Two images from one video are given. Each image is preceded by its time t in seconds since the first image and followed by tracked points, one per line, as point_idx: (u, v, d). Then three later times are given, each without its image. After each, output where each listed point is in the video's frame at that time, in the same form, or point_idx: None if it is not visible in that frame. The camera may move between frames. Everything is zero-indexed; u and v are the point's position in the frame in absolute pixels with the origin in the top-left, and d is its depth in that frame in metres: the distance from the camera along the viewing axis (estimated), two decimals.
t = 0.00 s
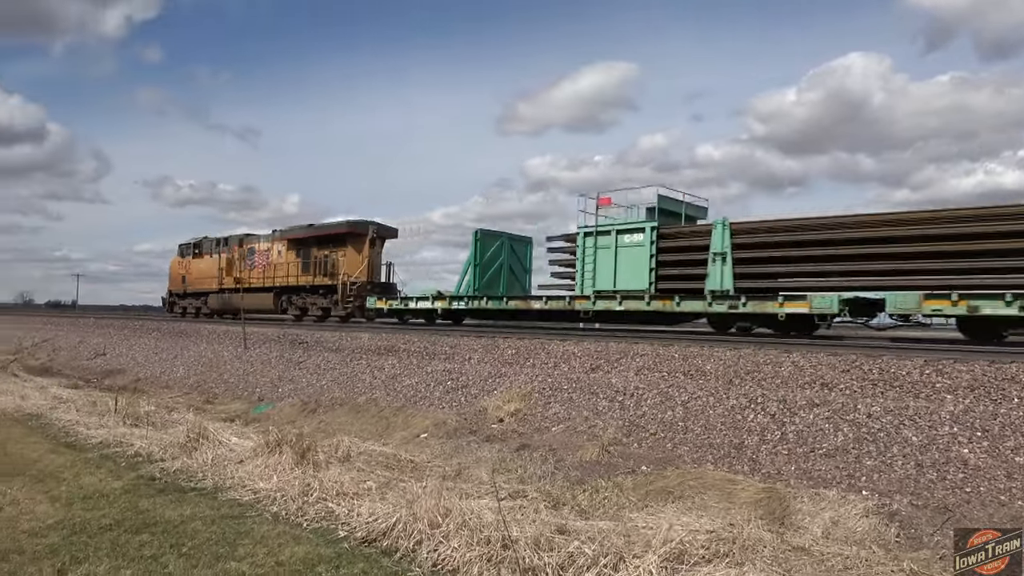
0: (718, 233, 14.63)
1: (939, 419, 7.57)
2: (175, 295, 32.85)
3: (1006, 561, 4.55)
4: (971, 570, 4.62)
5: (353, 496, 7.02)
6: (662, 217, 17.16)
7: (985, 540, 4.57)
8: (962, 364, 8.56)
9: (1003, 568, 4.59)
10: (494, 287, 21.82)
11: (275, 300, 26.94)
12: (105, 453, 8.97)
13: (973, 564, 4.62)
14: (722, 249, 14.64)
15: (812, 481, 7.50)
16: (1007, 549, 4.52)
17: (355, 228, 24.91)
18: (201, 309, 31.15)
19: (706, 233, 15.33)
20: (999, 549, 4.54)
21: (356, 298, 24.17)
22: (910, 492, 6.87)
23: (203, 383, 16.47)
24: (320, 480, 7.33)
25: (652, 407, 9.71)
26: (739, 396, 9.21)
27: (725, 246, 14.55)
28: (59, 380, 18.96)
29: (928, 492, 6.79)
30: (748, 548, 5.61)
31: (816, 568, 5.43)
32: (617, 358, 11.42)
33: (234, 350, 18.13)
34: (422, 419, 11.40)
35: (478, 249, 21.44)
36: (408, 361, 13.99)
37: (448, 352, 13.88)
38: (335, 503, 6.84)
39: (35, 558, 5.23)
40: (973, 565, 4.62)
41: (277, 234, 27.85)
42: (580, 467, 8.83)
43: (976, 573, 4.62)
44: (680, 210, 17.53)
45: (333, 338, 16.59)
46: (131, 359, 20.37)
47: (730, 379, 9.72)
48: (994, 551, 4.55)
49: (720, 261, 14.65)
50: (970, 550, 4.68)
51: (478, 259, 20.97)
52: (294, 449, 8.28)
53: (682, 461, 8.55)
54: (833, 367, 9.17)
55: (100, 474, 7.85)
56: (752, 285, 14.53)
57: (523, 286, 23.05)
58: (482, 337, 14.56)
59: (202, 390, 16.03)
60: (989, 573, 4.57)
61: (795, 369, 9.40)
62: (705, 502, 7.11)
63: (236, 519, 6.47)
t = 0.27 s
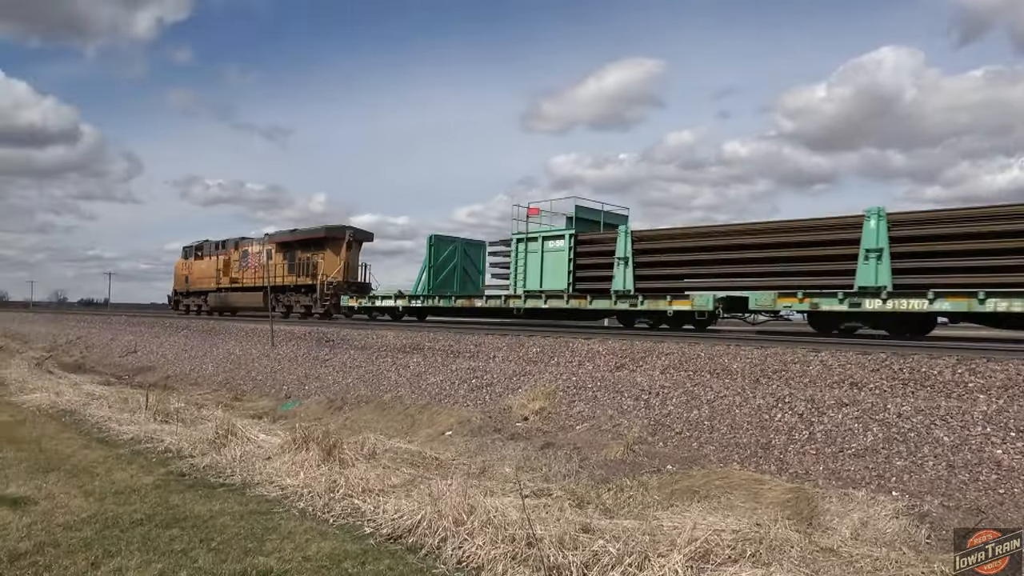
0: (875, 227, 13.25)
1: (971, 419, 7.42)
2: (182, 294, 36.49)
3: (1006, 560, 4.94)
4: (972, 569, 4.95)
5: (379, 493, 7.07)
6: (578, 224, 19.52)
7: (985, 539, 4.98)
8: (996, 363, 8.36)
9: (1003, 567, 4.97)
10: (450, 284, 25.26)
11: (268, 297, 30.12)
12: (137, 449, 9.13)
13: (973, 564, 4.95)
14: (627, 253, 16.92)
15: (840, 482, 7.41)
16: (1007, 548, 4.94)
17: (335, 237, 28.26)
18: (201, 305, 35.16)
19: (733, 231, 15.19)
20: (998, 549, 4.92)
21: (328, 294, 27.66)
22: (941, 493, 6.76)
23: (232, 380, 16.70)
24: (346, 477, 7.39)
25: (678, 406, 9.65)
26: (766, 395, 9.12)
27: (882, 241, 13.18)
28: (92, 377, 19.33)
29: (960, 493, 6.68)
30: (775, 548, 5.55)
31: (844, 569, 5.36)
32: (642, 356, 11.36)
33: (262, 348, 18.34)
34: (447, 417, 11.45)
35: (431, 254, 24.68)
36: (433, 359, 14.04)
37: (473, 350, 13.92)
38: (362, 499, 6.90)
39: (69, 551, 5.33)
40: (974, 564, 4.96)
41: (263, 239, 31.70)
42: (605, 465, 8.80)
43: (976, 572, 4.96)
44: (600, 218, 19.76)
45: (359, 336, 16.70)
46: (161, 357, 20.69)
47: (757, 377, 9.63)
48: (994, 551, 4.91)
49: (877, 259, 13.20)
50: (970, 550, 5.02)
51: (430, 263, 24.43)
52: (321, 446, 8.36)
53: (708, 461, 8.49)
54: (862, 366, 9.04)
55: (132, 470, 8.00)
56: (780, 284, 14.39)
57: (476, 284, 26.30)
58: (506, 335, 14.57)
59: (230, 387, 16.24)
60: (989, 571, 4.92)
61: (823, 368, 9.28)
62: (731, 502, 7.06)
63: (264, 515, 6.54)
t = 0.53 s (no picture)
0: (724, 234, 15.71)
1: (982, 417, 7.37)
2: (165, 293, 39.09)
3: (1005, 560, 4.49)
4: (971, 569, 4.54)
5: (386, 491, 7.07)
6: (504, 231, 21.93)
7: (985, 539, 4.47)
8: (1007, 361, 8.28)
9: (1002, 568, 4.53)
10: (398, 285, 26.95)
11: (240, 297, 32.15)
12: (145, 447, 9.17)
13: (973, 564, 4.53)
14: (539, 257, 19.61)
15: (850, 480, 7.38)
16: (1007, 548, 4.45)
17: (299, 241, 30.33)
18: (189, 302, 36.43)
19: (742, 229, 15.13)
20: (999, 549, 4.46)
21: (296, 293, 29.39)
22: (951, 491, 6.72)
23: (240, 378, 16.78)
24: (353, 475, 7.40)
25: (685, 404, 9.63)
26: (775, 393, 9.09)
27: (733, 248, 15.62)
28: (102, 375, 19.44)
29: (970, 492, 6.65)
30: (783, 547, 5.53)
31: (852, 568, 5.33)
32: (650, 354, 11.34)
33: (270, 346, 18.40)
34: (454, 415, 11.46)
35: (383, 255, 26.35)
36: (440, 357, 14.04)
37: (480, 348, 13.91)
38: (369, 497, 6.91)
39: (78, 549, 5.36)
40: (973, 564, 4.53)
41: (250, 242, 32.76)
42: (613, 464, 8.79)
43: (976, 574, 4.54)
44: (521, 225, 22.44)
45: (367, 334, 16.73)
46: (170, 355, 20.79)
47: (766, 375, 9.59)
48: (994, 551, 4.47)
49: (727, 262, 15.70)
50: (970, 549, 4.57)
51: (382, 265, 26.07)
52: (329, 444, 8.38)
53: (716, 459, 8.47)
54: (872, 364, 8.97)
55: (140, 468, 8.03)
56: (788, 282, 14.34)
57: (425, 284, 27.94)
58: (514, 333, 14.57)
59: (238, 385, 16.31)
60: (989, 572, 4.50)
61: (832, 366, 9.23)
62: (739, 500, 7.03)
63: (271, 513, 6.56)
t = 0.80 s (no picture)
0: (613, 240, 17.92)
1: (992, 415, 7.32)
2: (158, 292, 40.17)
3: (1005, 560, 4.35)
4: (971, 570, 4.36)
5: (393, 489, 7.08)
6: (440, 237, 24.94)
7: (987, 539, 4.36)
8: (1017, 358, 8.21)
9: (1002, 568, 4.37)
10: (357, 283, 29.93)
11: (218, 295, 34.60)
12: (154, 445, 9.21)
13: (973, 565, 4.35)
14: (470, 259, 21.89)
15: (858, 478, 7.35)
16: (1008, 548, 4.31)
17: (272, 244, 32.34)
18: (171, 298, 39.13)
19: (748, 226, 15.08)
20: (999, 549, 4.35)
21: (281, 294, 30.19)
22: (961, 489, 6.69)
23: (248, 376, 16.86)
24: (361, 473, 7.42)
25: (693, 402, 9.61)
26: (782, 391, 9.06)
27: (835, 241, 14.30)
28: (110, 374, 19.54)
29: (979, 490, 6.62)
30: (791, 545, 5.51)
31: (861, 566, 5.31)
32: (657, 352, 11.32)
33: (278, 345, 18.46)
34: (461, 413, 11.47)
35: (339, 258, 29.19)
36: (447, 355, 14.05)
37: (487, 346, 13.91)
38: (377, 495, 6.92)
39: (88, 547, 5.38)
40: (973, 565, 4.36)
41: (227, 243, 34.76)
42: (620, 461, 8.78)
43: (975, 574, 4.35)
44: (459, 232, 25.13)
45: (373, 333, 16.76)
46: (178, 354, 20.87)
47: (774, 372, 9.57)
48: (994, 551, 4.34)
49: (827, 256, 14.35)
50: (969, 549, 4.42)
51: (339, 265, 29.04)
52: (336, 442, 8.40)
53: (723, 457, 8.45)
54: (880, 362, 8.93)
55: (149, 466, 8.07)
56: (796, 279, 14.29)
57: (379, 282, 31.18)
58: (520, 331, 14.56)
59: (246, 383, 16.37)
60: (988, 572, 4.33)
61: (840, 364, 9.19)
62: (747, 498, 7.02)
63: (279, 510, 6.58)
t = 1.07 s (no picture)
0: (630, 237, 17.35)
1: (1005, 415, 7.26)
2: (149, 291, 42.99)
3: (1005, 561, 4.38)
4: (972, 569, 4.47)
5: (403, 487, 7.09)
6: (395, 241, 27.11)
7: (985, 540, 4.39)
8: None
9: (1002, 570, 4.41)
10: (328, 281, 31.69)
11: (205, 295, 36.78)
12: (165, 443, 9.27)
13: (973, 565, 4.45)
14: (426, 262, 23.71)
15: (869, 478, 7.31)
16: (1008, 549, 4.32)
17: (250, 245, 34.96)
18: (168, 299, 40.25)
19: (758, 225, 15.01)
20: (999, 549, 4.37)
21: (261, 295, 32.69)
22: (973, 490, 6.64)
23: (258, 375, 16.92)
24: (371, 471, 7.44)
25: (703, 401, 9.57)
26: (793, 390, 9.01)
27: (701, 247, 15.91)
28: (123, 372, 19.68)
29: (992, 491, 6.56)
30: (803, 546, 5.48)
31: (872, 567, 5.27)
32: (666, 351, 11.27)
33: (287, 344, 18.51)
34: (469, 412, 11.47)
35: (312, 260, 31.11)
36: (457, 354, 14.05)
37: (496, 345, 13.91)
38: (386, 494, 6.93)
39: (99, 544, 5.42)
40: (974, 564, 4.46)
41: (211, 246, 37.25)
42: (630, 461, 8.75)
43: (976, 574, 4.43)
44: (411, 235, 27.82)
45: (383, 331, 16.79)
46: (189, 352, 20.98)
47: (785, 372, 9.51)
48: (995, 551, 4.37)
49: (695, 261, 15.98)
50: (970, 549, 4.52)
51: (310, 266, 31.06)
52: (345, 441, 8.41)
53: (733, 456, 8.42)
54: (891, 361, 8.86)
55: (161, 464, 8.11)
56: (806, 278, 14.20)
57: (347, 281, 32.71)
58: (530, 330, 14.55)
59: (256, 382, 16.45)
60: (989, 572, 4.40)
61: (852, 363, 9.12)
62: (758, 498, 6.98)
63: (289, 508, 6.61)
